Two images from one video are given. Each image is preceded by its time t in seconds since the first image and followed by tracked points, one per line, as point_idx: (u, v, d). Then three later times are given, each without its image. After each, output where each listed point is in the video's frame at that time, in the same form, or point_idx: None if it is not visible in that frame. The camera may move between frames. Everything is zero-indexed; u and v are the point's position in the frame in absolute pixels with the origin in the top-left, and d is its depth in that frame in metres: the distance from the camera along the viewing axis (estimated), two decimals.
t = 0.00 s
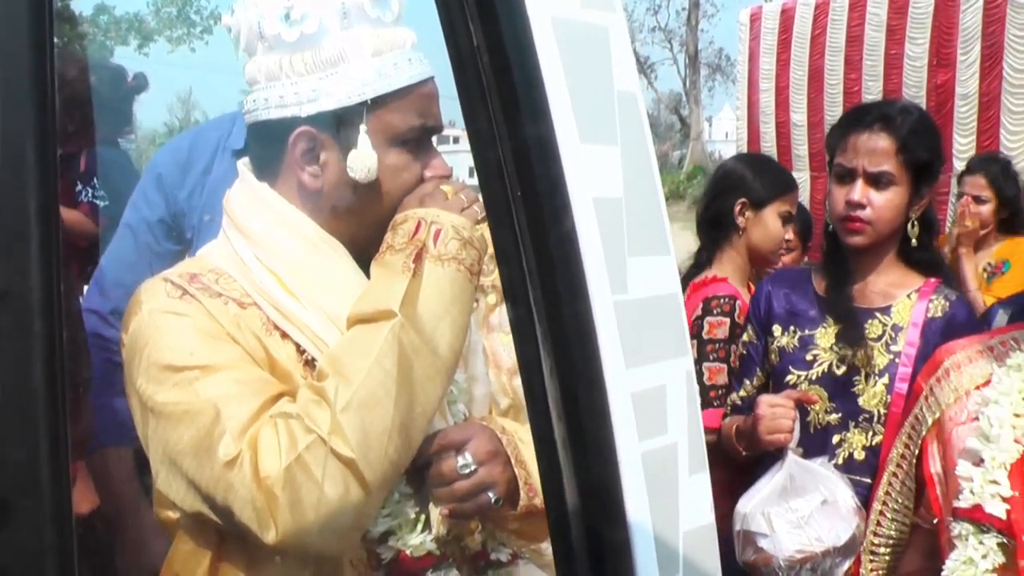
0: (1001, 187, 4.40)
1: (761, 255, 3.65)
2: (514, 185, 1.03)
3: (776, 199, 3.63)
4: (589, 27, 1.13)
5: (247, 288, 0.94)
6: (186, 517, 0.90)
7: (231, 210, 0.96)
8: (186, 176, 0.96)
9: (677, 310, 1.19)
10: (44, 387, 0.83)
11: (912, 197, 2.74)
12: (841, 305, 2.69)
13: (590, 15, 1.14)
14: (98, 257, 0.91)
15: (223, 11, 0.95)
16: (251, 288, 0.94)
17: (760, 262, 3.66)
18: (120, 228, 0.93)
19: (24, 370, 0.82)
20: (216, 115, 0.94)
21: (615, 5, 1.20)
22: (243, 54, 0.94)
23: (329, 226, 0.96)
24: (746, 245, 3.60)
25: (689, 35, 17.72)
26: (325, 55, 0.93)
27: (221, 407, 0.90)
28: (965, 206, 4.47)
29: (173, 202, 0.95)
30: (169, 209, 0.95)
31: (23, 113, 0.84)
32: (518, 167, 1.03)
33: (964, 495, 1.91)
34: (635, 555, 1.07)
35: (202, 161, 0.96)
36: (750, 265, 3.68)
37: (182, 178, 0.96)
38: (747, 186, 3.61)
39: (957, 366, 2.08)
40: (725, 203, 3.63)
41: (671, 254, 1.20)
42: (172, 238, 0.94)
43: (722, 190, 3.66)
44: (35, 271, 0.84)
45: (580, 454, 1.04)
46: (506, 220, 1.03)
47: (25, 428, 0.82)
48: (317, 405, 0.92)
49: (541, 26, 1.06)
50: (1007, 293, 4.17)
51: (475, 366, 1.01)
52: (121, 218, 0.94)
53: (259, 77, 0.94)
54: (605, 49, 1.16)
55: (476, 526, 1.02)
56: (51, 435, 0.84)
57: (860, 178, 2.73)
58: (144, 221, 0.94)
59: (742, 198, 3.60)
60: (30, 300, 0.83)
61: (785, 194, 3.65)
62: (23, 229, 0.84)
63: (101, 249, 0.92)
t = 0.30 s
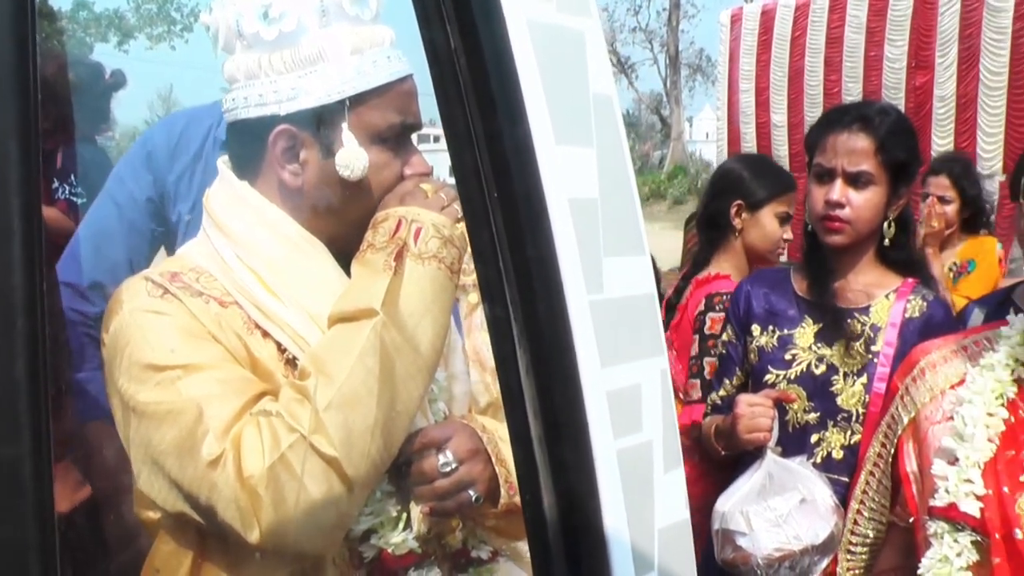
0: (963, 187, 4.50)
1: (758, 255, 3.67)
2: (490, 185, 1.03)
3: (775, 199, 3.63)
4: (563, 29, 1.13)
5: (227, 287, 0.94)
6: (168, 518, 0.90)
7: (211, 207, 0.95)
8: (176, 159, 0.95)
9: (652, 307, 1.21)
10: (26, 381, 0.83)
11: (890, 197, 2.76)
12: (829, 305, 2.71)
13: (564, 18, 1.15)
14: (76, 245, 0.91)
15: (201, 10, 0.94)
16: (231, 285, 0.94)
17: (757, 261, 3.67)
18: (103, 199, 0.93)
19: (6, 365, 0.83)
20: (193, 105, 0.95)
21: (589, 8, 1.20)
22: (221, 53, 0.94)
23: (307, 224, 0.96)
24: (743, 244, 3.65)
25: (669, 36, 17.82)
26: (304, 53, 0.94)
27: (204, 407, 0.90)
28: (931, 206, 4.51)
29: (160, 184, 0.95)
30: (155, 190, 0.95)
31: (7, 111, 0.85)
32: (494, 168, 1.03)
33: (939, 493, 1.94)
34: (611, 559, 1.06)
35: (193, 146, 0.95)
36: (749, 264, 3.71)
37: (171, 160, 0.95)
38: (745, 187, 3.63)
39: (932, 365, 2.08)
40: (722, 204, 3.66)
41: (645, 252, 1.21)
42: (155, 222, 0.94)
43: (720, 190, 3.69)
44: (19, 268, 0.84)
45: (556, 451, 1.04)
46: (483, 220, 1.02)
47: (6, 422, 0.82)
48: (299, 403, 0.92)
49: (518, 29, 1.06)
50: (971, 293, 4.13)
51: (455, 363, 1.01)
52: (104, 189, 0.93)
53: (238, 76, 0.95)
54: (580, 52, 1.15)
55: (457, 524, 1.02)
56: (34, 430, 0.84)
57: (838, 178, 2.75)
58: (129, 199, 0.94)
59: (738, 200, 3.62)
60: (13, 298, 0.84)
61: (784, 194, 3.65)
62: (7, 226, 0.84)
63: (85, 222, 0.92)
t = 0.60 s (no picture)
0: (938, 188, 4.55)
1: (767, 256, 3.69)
2: (476, 183, 1.03)
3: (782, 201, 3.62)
4: (548, 29, 1.14)
5: (213, 287, 0.94)
6: (154, 519, 0.91)
7: (196, 206, 0.95)
8: (169, 154, 0.95)
9: (637, 304, 1.21)
10: (15, 376, 0.87)
11: (875, 197, 2.78)
12: (817, 305, 2.72)
13: (550, 18, 1.15)
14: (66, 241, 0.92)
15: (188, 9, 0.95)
16: (217, 284, 0.94)
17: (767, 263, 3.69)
18: (92, 196, 0.94)
19: None
20: (182, 103, 0.95)
21: (574, 7, 1.20)
22: (208, 51, 0.94)
23: (292, 224, 0.96)
24: (751, 247, 3.68)
25: (654, 36, 17.89)
26: (291, 52, 0.93)
27: (191, 407, 0.90)
28: (909, 206, 4.44)
29: (152, 180, 0.95)
30: (146, 187, 0.95)
31: None
32: (480, 167, 1.03)
33: (922, 493, 1.96)
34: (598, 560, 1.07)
35: (186, 142, 0.95)
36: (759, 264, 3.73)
37: (164, 155, 0.95)
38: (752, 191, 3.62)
39: (916, 365, 2.09)
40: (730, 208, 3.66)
41: (630, 248, 1.21)
42: (145, 219, 0.94)
43: (728, 193, 3.68)
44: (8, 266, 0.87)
45: (541, 446, 1.04)
46: (470, 218, 1.02)
47: None
48: (286, 403, 0.92)
49: (502, 27, 1.06)
50: (949, 293, 4.14)
51: (441, 362, 1.01)
52: (93, 185, 0.93)
53: (225, 74, 0.95)
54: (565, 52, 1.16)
55: (444, 522, 1.03)
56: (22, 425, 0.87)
57: (823, 177, 2.76)
58: (120, 196, 0.94)
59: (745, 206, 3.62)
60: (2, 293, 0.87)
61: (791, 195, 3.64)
62: None
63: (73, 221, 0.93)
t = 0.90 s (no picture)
0: (916, 189, 4.57)
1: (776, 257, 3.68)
2: (460, 178, 1.00)
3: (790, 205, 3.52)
4: (535, 25, 1.10)
5: (198, 284, 0.94)
6: (140, 517, 0.92)
7: (181, 204, 0.96)
8: (157, 158, 0.96)
9: (621, 299, 1.18)
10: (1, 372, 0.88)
11: (858, 198, 2.79)
12: (797, 305, 2.73)
13: (535, 14, 1.11)
14: (53, 238, 0.95)
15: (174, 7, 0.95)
16: (201, 283, 0.94)
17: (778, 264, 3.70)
18: (92, 213, 0.96)
19: None
20: (168, 106, 0.95)
21: (560, 3, 1.18)
22: (193, 48, 0.94)
23: (279, 221, 0.96)
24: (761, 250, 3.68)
25: (640, 36, 17.95)
26: (276, 50, 0.93)
27: (176, 405, 0.91)
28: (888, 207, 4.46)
29: (143, 187, 0.97)
30: (138, 195, 0.97)
31: None
32: (465, 162, 1.00)
33: (905, 494, 1.98)
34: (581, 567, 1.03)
35: (173, 146, 0.96)
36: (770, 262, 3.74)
37: (152, 159, 0.96)
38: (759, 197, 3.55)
39: (897, 367, 2.11)
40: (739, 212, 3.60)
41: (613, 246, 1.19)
42: (138, 225, 0.96)
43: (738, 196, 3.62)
44: None
45: (524, 441, 1.00)
46: (455, 213, 1.00)
47: None
48: (271, 400, 0.92)
49: (489, 21, 1.02)
50: (926, 295, 4.12)
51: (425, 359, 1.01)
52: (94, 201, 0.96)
53: (209, 72, 0.94)
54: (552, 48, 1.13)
55: (429, 520, 1.03)
56: (8, 420, 0.89)
57: (806, 177, 2.77)
58: (115, 207, 0.96)
59: (752, 211, 3.55)
60: None
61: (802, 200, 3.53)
62: None
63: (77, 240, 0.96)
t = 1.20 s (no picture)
0: (896, 189, 4.61)
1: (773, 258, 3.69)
2: (439, 177, 0.98)
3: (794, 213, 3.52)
4: (514, 27, 1.10)
5: (179, 283, 0.96)
6: (121, 519, 0.93)
7: (162, 203, 0.98)
8: (140, 158, 0.99)
9: (597, 297, 1.19)
10: None
11: (838, 198, 2.80)
12: (773, 306, 2.77)
13: (514, 16, 1.12)
14: (34, 236, 0.99)
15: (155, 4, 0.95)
16: (183, 283, 0.96)
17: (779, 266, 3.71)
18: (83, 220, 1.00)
19: None
20: (151, 105, 0.96)
21: (535, 7, 1.17)
22: (173, 46, 0.95)
23: (263, 220, 0.96)
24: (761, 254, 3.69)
25: (625, 36, 18.00)
26: (254, 48, 0.93)
27: (158, 405, 0.91)
28: (869, 208, 4.48)
29: (128, 186, 1.00)
30: (123, 194, 1.00)
31: None
32: (443, 160, 0.98)
33: (885, 495, 1.99)
34: None
35: (156, 145, 0.98)
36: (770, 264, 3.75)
37: (136, 159, 0.99)
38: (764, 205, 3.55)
39: (874, 368, 2.12)
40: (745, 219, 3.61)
41: (592, 244, 1.20)
42: (125, 224, 0.99)
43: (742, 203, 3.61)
44: None
45: (502, 441, 1.00)
46: (433, 210, 0.98)
47: None
48: (260, 400, 0.92)
49: (468, 25, 1.01)
50: (901, 294, 4.12)
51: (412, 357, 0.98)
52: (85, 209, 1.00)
53: (189, 70, 0.95)
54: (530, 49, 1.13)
55: (410, 519, 1.04)
56: None
57: (786, 178, 2.78)
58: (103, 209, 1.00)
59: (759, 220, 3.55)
60: None
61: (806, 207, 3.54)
62: None
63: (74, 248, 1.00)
